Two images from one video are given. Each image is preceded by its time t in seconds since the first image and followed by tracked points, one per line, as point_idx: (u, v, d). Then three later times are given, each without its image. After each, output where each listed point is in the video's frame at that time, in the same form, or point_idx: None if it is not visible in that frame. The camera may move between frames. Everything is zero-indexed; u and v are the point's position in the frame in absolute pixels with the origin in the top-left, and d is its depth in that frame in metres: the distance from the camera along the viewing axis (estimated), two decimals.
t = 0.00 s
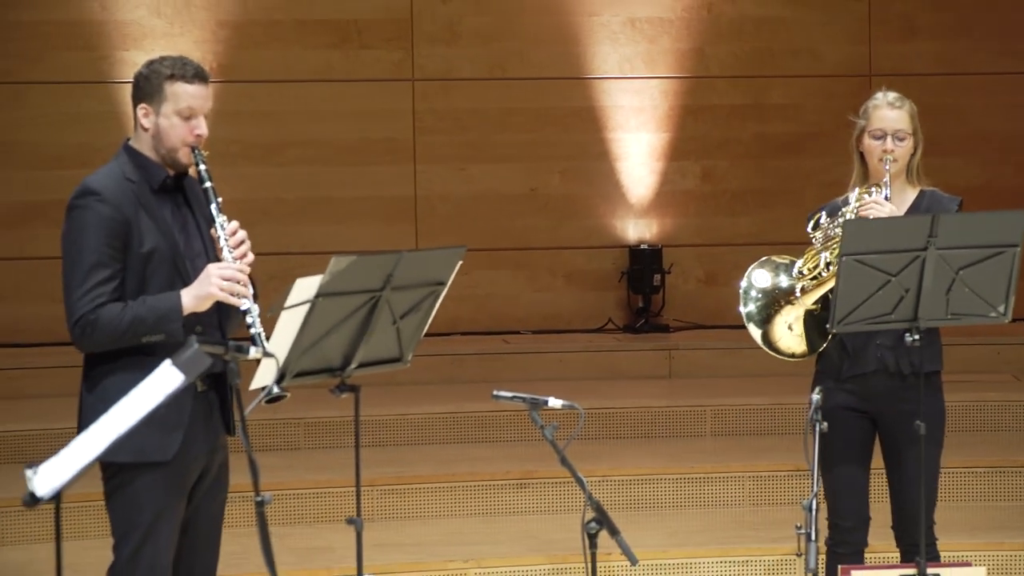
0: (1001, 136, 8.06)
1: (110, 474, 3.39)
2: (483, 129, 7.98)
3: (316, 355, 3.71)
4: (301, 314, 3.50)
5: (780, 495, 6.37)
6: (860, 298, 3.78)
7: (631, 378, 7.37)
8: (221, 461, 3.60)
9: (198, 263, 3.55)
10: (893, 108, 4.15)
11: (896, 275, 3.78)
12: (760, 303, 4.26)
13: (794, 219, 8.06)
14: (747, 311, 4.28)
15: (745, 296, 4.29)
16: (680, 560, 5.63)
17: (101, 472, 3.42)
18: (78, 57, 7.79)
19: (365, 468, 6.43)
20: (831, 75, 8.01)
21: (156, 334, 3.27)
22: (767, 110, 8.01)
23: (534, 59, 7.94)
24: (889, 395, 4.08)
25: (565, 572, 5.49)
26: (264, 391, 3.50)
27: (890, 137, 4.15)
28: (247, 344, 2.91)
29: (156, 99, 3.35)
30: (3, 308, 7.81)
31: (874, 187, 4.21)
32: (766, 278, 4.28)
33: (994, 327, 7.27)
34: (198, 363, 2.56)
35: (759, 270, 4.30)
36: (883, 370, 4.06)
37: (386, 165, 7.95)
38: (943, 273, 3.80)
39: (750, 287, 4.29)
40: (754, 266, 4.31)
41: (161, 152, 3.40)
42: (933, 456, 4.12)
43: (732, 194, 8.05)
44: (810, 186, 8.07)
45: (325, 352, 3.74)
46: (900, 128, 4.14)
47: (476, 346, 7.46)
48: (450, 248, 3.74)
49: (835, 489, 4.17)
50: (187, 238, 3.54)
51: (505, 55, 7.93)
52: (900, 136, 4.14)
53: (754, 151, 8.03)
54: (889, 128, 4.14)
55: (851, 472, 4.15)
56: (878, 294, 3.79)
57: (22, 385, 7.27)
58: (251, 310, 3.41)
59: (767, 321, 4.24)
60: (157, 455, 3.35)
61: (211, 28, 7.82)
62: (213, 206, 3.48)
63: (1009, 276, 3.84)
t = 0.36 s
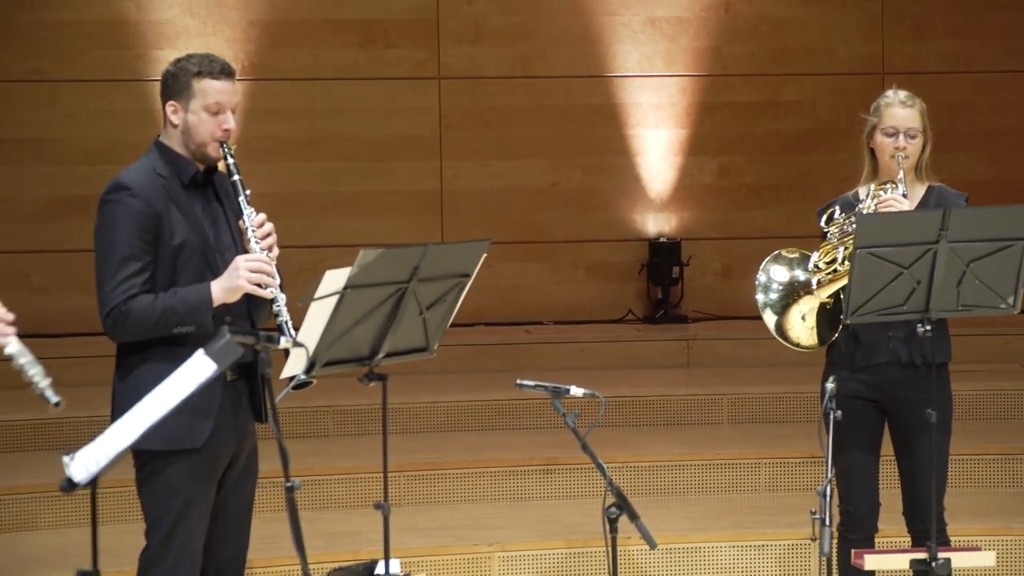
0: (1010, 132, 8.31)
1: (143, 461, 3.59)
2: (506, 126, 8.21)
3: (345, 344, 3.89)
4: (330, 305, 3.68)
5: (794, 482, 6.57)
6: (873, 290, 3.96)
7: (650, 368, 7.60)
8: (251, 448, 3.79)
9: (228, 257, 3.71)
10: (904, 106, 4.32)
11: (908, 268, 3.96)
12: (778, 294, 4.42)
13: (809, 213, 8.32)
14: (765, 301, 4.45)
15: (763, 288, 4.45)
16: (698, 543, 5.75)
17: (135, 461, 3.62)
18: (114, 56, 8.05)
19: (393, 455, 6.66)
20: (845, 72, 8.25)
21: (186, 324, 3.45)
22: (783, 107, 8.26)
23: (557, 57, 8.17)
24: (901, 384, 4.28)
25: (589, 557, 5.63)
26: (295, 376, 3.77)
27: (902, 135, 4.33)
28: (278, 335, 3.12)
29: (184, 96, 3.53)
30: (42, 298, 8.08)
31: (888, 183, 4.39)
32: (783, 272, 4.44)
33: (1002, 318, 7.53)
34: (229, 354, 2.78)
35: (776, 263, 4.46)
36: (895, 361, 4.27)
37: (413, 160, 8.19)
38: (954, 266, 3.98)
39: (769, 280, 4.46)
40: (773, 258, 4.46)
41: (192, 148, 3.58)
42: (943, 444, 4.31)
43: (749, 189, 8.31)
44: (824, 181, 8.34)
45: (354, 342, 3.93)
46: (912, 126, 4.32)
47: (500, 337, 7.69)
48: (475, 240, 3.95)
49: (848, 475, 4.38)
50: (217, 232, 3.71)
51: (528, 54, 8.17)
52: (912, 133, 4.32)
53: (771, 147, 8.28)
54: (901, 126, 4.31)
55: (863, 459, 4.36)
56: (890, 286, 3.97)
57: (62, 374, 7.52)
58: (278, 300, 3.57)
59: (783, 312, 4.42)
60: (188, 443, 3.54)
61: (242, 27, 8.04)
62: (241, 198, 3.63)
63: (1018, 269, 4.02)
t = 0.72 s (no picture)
0: (1013, 128, 8.59)
1: (171, 447, 3.62)
2: (526, 120, 8.46)
3: (371, 332, 4.03)
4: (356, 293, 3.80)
5: (806, 466, 6.77)
6: (882, 279, 4.00)
7: (666, 355, 7.84)
8: (275, 437, 3.82)
9: (255, 248, 3.73)
10: (918, 101, 4.41)
11: (917, 258, 4.00)
12: (803, 284, 4.45)
13: (819, 205, 8.60)
14: (789, 290, 4.47)
15: (789, 277, 4.47)
16: (713, 526, 5.95)
17: (163, 446, 3.64)
18: (146, 52, 8.29)
19: (416, 440, 6.88)
20: (855, 69, 8.53)
21: (214, 314, 3.49)
22: (794, 103, 8.54)
23: (575, 54, 8.43)
24: (917, 371, 4.37)
25: (606, 540, 5.87)
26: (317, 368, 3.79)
27: (917, 129, 4.42)
28: (303, 324, 3.32)
29: (213, 91, 3.61)
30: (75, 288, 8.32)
31: (907, 175, 4.45)
32: (806, 264, 4.47)
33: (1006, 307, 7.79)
34: (257, 342, 2.81)
35: (799, 254, 4.48)
36: (912, 348, 4.36)
37: (436, 154, 8.44)
38: (962, 257, 4.02)
39: (795, 272, 4.47)
40: (797, 249, 4.48)
41: (219, 142, 3.63)
42: (957, 431, 4.41)
43: (761, 182, 8.58)
44: (834, 175, 8.61)
45: (379, 330, 4.07)
46: (926, 120, 4.41)
47: (520, 325, 7.93)
48: (496, 232, 4.09)
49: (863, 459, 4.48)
50: (243, 224, 3.73)
51: (547, 50, 8.42)
52: (926, 127, 4.41)
53: (783, 141, 8.57)
54: (917, 119, 4.41)
55: (879, 443, 4.46)
56: (900, 276, 4.00)
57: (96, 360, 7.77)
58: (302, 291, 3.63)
59: (807, 300, 4.44)
60: (214, 429, 3.57)
61: (270, 24, 8.29)
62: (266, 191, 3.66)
63: None
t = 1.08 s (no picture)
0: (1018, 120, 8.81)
1: (195, 434, 3.65)
2: (544, 114, 8.69)
3: (393, 320, 4.27)
4: (378, 282, 4.01)
5: (815, 450, 6.98)
6: (889, 270, 4.11)
7: (679, 342, 8.07)
8: (298, 425, 3.83)
9: (277, 240, 3.80)
10: (929, 93, 4.54)
11: (923, 248, 4.10)
12: (819, 273, 4.51)
13: (830, 196, 8.82)
14: (806, 279, 4.53)
15: (805, 268, 4.53)
16: (724, 508, 6.19)
17: (188, 433, 3.68)
18: (174, 48, 8.53)
19: (437, 425, 7.11)
20: (865, 64, 8.75)
21: (236, 303, 3.55)
22: (804, 97, 8.78)
23: (592, 49, 8.65)
24: (930, 358, 4.47)
25: (622, 521, 6.11)
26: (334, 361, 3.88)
27: (929, 120, 4.55)
28: (327, 313, 3.47)
29: (241, 86, 3.63)
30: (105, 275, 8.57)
31: (921, 166, 4.60)
32: (822, 253, 4.54)
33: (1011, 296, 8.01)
34: (285, 328, 2.95)
35: (814, 245, 4.55)
36: (926, 335, 4.46)
37: (455, 146, 8.68)
38: (967, 247, 4.12)
39: (810, 262, 4.54)
40: (812, 241, 4.55)
41: (246, 135, 3.68)
42: (967, 416, 4.52)
43: (773, 173, 8.80)
44: (844, 166, 8.82)
45: (401, 318, 4.30)
46: (937, 111, 4.54)
47: (537, 313, 8.16)
48: (514, 222, 4.32)
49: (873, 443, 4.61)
50: (267, 216, 3.79)
51: (564, 46, 8.64)
52: (937, 118, 4.54)
53: (794, 135, 8.79)
54: (927, 111, 4.53)
55: (890, 427, 4.58)
56: (906, 266, 4.11)
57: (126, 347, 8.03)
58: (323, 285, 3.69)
59: (824, 288, 4.51)
60: (237, 416, 3.59)
61: (295, 20, 8.53)
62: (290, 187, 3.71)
63: None
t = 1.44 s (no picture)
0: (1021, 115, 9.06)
1: (221, 420, 3.70)
2: (559, 109, 8.94)
3: (414, 309, 4.51)
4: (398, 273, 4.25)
5: (823, 436, 7.20)
6: (895, 261, 4.11)
7: (691, 331, 8.31)
8: (321, 411, 3.89)
9: (301, 234, 3.86)
10: (940, 89, 4.56)
11: (927, 240, 4.11)
12: (831, 264, 4.55)
13: (837, 189, 9.09)
14: (818, 270, 4.56)
15: (817, 259, 4.56)
16: (735, 492, 6.42)
17: (214, 420, 3.73)
18: (202, 45, 8.81)
19: (457, 411, 7.36)
20: (871, 60, 9.01)
21: (265, 296, 3.61)
22: (812, 93, 9.04)
23: (606, 47, 8.90)
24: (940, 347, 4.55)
25: (635, 505, 6.35)
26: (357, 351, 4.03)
27: (939, 115, 4.58)
28: (349, 302, 3.53)
29: (269, 84, 3.68)
30: (134, 265, 8.85)
31: (930, 160, 4.64)
32: (833, 244, 4.58)
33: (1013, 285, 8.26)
34: (308, 317, 3.01)
35: (826, 237, 4.58)
36: (936, 325, 4.54)
37: (473, 141, 8.93)
38: (971, 238, 4.13)
39: (821, 253, 4.57)
40: (824, 232, 4.58)
41: (273, 132, 3.73)
42: (974, 404, 4.61)
43: (782, 167, 9.06)
44: (851, 160, 9.09)
45: (421, 307, 4.55)
46: (948, 107, 4.56)
47: (554, 302, 8.42)
48: (530, 215, 4.56)
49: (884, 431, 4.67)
50: (291, 210, 3.85)
51: (580, 43, 8.89)
52: (948, 113, 4.56)
53: (802, 129, 9.06)
54: (938, 106, 4.56)
55: (900, 416, 4.65)
56: (911, 258, 4.12)
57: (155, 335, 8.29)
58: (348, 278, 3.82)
59: (836, 279, 4.54)
60: (265, 403, 3.64)
61: (318, 19, 8.78)
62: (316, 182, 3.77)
63: None
